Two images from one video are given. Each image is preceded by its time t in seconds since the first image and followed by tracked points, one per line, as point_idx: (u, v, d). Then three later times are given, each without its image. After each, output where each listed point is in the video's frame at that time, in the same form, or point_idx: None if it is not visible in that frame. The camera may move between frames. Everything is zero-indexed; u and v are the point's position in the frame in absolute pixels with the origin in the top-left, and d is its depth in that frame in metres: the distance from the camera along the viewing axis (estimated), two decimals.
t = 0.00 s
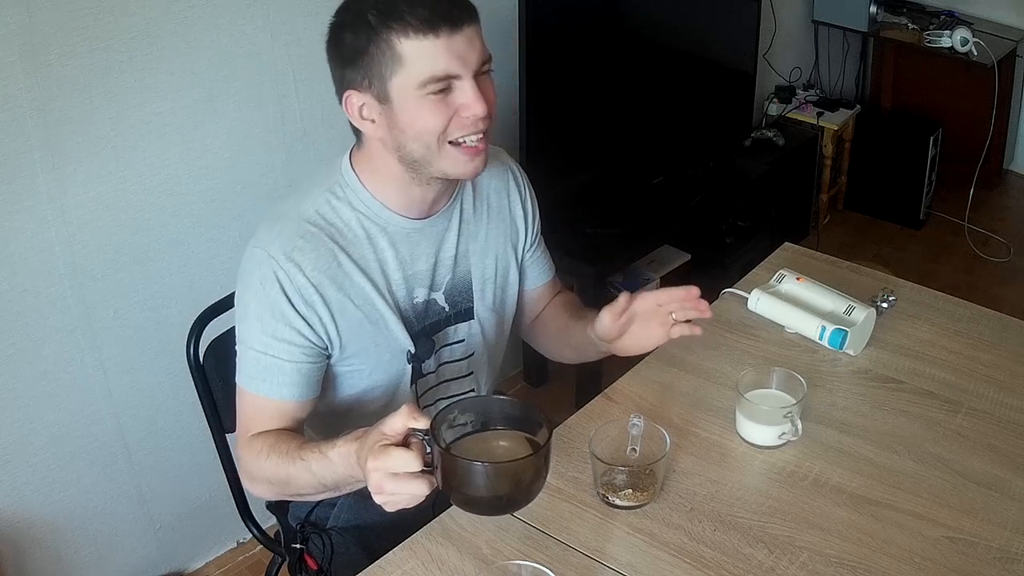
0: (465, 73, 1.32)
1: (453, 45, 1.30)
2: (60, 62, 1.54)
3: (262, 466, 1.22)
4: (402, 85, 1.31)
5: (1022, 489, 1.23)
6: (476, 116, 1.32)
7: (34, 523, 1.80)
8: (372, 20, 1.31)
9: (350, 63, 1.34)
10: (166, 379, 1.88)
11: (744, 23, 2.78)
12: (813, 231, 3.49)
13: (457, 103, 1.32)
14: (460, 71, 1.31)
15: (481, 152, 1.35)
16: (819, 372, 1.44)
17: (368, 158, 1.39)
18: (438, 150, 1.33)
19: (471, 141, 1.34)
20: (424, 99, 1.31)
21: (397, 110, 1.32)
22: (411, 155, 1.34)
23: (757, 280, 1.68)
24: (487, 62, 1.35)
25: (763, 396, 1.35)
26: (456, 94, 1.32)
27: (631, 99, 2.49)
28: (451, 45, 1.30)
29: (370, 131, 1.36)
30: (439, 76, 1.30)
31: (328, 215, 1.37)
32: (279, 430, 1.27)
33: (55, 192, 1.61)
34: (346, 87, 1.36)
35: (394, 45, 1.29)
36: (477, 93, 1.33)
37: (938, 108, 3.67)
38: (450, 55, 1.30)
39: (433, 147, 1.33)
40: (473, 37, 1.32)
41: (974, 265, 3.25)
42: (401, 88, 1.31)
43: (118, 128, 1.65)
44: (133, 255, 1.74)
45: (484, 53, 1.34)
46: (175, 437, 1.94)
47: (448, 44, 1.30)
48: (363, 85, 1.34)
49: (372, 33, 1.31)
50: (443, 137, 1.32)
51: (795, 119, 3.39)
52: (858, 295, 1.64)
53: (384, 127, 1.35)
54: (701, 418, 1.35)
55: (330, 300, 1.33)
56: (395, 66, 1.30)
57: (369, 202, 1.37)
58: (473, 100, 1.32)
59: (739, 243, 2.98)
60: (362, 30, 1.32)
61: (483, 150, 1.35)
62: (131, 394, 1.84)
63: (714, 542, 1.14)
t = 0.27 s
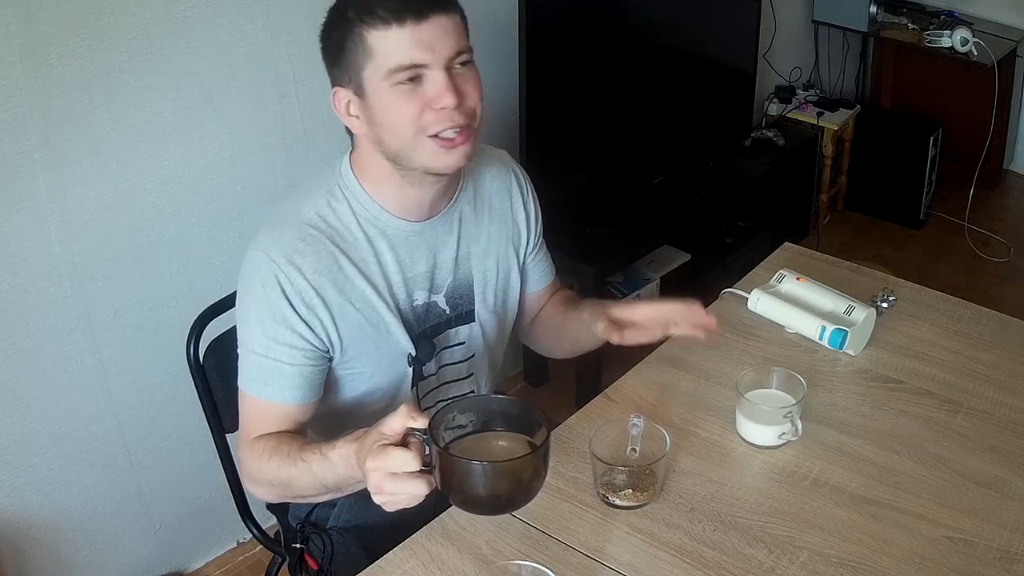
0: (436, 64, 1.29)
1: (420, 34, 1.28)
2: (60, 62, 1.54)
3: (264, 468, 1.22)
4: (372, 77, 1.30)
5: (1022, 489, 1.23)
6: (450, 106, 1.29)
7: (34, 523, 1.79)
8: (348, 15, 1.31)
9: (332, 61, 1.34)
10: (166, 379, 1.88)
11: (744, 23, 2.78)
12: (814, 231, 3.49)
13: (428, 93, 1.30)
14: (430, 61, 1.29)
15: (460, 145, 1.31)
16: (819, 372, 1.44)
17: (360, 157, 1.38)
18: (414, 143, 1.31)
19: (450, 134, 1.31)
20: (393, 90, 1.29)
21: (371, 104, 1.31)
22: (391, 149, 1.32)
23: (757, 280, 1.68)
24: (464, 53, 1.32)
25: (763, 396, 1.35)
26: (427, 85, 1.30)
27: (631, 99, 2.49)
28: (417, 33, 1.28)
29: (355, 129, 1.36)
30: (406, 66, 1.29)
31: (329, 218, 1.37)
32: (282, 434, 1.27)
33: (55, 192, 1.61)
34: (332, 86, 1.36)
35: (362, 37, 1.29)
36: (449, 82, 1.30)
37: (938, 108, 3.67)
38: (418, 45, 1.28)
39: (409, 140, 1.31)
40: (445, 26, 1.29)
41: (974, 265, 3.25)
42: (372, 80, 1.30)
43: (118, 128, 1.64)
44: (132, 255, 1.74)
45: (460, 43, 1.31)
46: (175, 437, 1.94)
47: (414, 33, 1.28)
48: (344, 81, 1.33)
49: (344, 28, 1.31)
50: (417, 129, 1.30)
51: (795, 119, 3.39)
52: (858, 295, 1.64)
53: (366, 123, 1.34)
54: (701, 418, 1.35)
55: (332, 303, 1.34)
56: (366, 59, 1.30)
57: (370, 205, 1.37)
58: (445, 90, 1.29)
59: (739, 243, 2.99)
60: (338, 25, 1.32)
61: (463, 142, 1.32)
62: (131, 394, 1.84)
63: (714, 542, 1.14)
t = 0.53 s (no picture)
0: (445, 74, 1.29)
1: (434, 44, 1.27)
2: (60, 62, 1.54)
3: (263, 468, 1.22)
4: (380, 80, 1.29)
5: (1022, 489, 1.23)
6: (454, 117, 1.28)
7: (34, 523, 1.79)
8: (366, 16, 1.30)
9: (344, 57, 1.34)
10: (166, 379, 1.88)
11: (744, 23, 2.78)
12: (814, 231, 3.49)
13: (435, 101, 1.29)
14: (440, 71, 1.28)
15: (461, 157, 1.30)
16: (818, 372, 1.44)
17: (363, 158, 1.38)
18: (416, 149, 1.29)
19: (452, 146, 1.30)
20: (399, 95, 1.29)
21: (377, 107, 1.31)
22: (392, 154, 1.31)
23: (757, 280, 1.68)
24: (474, 66, 1.31)
25: (763, 396, 1.35)
26: (435, 93, 1.29)
27: (631, 99, 2.49)
28: (429, 41, 1.27)
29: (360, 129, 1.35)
30: (416, 72, 1.28)
31: (332, 220, 1.37)
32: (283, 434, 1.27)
33: (55, 192, 1.61)
34: (343, 85, 1.35)
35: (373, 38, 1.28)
36: (456, 92, 1.29)
37: (938, 108, 3.67)
38: (431, 53, 1.27)
39: (410, 146, 1.29)
40: (457, 38, 1.29)
41: (974, 265, 3.25)
42: (382, 85, 1.29)
43: (118, 128, 1.64)
44: (132, 256, 1.74)
45: (470, 55, 1.30)
46: (175, 437, 1.94)
47: (427, 42, 1.27)
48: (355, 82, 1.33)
49: (359, 25, 1.30)
50: (418, 136, 1.29)
51: (795, 119, 3.39)
52: (858, 295, 1.64)
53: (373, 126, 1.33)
54: (701, 418, 1.35)
55: (333, 305, 1.34)
56: (378, 63, 1.29)
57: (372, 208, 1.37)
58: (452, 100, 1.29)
59: (739, 243, 2.99)
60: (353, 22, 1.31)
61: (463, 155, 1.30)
62: (131, 394, 1.84)
63: (714, 542, 1.14)
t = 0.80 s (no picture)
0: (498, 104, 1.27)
1: (489, 74, 1.24)
2: (60, 62, 1.54)
3: (262, 469, 1.22)
4: (432, 106, 1.26)
5: (1022, 489, 1.23)
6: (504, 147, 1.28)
7: (34, 523, 1.79)
8: (413, 32, 1.26)
9: (381, 71, 1.29)
10: (166, 379, 1.88)
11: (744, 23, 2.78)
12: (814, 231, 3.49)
13: (488, 130, 1.28)
14: (494, 101, 1.26)
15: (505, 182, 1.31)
16: (818, 372, 1.44)
17: (387, 168, 1.36)
18: (461, 175, 1.29)
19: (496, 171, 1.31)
20: (452, 123, 1.26)
21: (422, 130, 1.28)
22: (433, 175, 1.31)
23: (757, 280, 1.68)
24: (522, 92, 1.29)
25: (763, 396, 1.35)
26: (488, 122, 1.27)
27: (631, 99, 2.49)
28: (489, 72, 1.24)
29: (392, 143, 1.33)
30: (472, 102, 1.25)
31: (336, 224, 1.36)
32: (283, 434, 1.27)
33: (55, 192, 1.61)
34: (374, 94, 1.31)
35: (430, 64, 1.24)
36: (509, 122, 1.28)
37: (938, 108, 3.67)
38: (486, 84, 1.25)
39: (456, 171, 1.29)
40: (511, 67, 1.26)
41: (974, 265, 3.25)
42: (429, 109, 1.27)
43: (118, 128, 1.64)
44: (132, 256, 1.74)
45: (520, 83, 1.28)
46: (175, 437, 1.94)
47: (482, 72, 1.24)
48: (394, 97, 1.29)
49: (409, 45, 1.25)
50: (469, 163, 1.28)
51: (795, 119, 3.39)
52: (858, 295, 1.64)
53: (410, 142, 1.31)
54: (701, 418, 1.35)
55: (335, 308, 1.34)
56: (429, 86, 1.25)
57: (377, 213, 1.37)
58: (503, 130, 1.27)
59: (739, 243, 2.97)
60: (399, 39, 1.26)
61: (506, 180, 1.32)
62: (131, 394, 1.84)
63: (714, 542, 1.14)
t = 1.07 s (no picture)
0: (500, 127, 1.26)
1: (497, 98, 1.23)
2: (60, 62, 1.54)
3: (264, 466, 1.22)
4: (433, 115, 1.26)
5: (1022, 489, 1.23)
6: (496, 169, 1.28)
7: (34, 523, 1.79)
8: (432, 38, 1.25)
9: (395, 68, 1.28)
10: (166, 379, 1.88)
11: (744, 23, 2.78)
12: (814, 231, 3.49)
13: (482, 150, 1.27)
14: (496, 124, 1.25)
15: (489, 200, 1.31)
16: (819, 372, 1.44)
17: (387, 159, 1.36)
18: (448, 186, 1.30)
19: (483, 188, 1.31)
20: (449, 136, 1.26)
21: (421, 134, 1.28)
22: (422, 180, 1.31)
23: (757, 280, 1.68)
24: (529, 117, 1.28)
25: (763, 396, 1.35)
26: (484, 142, 1.27)
27: (631, 99, 2.49)
28: (494, 96, 1.23)
29: (392, 136, 1.33)
30: (471, 121, 1.24)
31: (339, 220, 1.36)
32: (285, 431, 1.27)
33: (54, 192, 1.61)
34: (383, 87, 1.31)
35: (440, 74, 1.24)
36: (505, 147, 1.27)
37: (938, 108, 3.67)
38: (491, 108, 1.24)
39: (443, 182, 1.29)
40: (520, 94, 1.25)
41: (974, 265, 3.25)
42: (431, 118, 1.26)
43: (118, 128, 1.64)
44: (132, 256, 1.74)
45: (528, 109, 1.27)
46: (175, 437, 1.94)
47: (489, 95, 1.23)
48: (400, 96, 1.28)
49: (426, 49, 1.25)
50: (457, 177, 1.28)
51: (795, 119, 3.39)
52: (858, 295, 1.64)
53: (407, 142, 1.31)
54: (701, 418, 1.35)
55: (338, 304, 1.34)
56: (434, 95, 1.25)
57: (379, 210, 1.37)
58: (498, 153, 1.27)
59: (739, 243, 2.97)
60: (418, 42, 1.25)
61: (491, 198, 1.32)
62: (131, 393, 1.84)
63: (714, 542, 1.14)
